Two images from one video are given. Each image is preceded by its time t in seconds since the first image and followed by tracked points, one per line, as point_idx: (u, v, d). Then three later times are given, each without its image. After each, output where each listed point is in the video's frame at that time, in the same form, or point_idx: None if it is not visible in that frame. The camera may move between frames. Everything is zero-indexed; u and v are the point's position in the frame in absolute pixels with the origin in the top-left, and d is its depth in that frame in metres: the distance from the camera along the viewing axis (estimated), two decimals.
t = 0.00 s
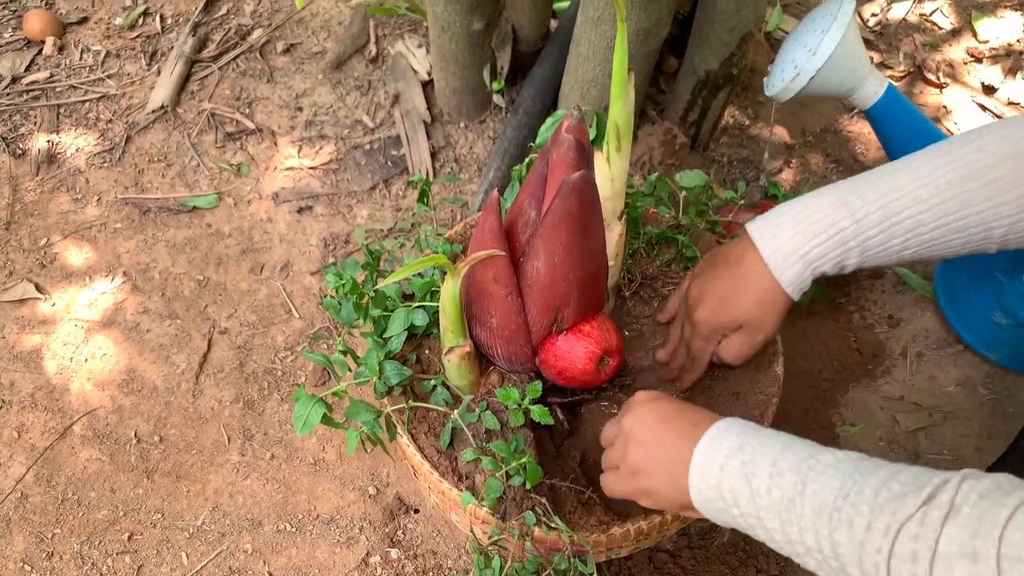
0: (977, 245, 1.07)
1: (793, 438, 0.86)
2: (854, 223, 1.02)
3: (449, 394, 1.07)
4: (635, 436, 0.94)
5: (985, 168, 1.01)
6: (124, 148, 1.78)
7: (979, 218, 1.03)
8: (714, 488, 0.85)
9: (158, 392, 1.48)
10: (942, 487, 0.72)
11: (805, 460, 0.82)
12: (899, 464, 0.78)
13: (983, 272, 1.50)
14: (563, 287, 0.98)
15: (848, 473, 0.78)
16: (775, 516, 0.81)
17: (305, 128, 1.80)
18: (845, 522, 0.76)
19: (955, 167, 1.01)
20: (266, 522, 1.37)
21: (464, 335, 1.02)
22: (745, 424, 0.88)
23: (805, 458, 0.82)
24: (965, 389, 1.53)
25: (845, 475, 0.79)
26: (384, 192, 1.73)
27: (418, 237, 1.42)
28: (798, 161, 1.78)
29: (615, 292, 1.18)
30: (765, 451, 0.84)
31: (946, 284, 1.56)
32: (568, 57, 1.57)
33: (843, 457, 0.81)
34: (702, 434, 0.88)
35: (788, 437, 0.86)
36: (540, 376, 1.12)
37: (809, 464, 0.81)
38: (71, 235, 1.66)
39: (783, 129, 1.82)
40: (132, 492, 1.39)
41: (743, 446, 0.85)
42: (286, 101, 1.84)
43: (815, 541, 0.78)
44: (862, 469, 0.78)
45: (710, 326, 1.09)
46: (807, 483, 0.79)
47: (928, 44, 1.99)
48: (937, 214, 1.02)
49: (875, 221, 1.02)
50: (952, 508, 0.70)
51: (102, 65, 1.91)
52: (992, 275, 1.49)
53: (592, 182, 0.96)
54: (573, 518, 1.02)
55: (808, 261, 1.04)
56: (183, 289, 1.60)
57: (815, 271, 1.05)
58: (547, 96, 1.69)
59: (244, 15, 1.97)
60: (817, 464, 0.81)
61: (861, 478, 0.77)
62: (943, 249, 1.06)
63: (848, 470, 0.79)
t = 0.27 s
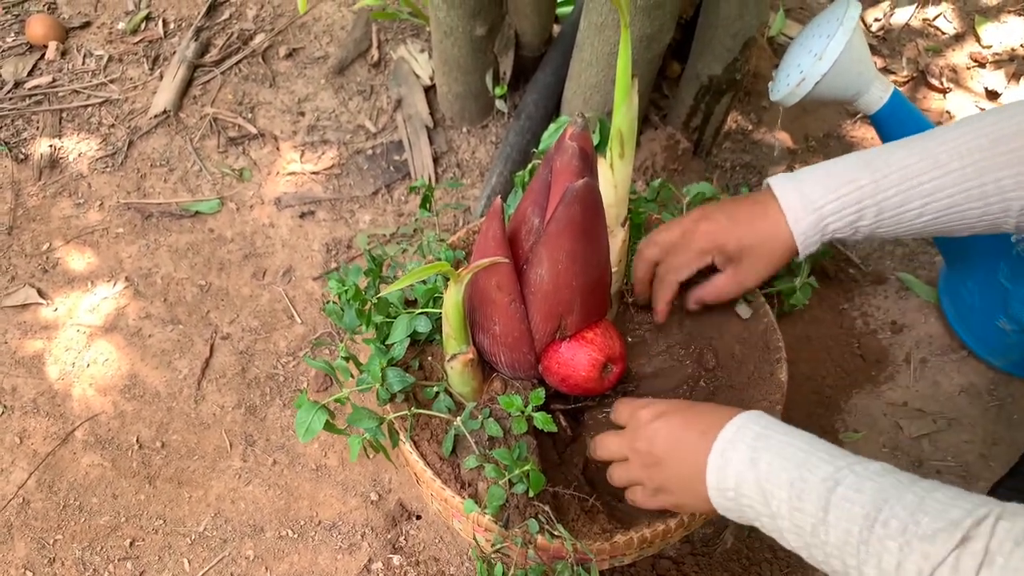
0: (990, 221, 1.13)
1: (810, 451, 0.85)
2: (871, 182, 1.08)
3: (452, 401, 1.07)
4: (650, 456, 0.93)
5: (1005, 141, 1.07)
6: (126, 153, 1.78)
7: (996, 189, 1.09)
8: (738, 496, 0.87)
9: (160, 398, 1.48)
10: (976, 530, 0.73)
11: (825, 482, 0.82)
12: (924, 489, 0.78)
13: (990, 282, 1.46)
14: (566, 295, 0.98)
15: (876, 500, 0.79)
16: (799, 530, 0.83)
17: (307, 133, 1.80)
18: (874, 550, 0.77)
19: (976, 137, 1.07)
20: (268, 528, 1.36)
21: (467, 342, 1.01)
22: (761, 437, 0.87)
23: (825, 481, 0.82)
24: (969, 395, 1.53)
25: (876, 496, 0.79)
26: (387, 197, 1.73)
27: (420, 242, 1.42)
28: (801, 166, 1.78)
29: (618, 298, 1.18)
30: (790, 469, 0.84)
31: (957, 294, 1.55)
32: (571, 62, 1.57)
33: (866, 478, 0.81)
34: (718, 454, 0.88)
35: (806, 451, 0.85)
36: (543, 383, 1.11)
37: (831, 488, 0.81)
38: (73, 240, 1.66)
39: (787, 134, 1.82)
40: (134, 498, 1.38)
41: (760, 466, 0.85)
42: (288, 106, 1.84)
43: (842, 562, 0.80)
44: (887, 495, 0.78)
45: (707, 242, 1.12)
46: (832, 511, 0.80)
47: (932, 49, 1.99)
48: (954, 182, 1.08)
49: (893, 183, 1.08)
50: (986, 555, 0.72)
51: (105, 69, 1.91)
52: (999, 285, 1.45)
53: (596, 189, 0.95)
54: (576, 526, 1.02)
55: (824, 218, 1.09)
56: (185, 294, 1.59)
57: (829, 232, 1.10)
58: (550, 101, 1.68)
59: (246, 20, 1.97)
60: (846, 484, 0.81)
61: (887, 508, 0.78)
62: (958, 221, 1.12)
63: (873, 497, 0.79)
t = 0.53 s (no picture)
0: None
1: (817, 462, 0.83)
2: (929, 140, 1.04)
3: (453, 404, 1.07)
4: (652, 460, 0.93)
5: None
6: (128, 155, 1.79)
7: None
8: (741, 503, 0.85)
9: (162, 400, 1.49)
10: (984, 557, 0.73)
11: (831, 498, 0.80)
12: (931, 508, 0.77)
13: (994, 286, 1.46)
14: (567, 298, 0.98)
15: (883, 519, 0.77)
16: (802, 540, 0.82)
17: (308, 135, 1.81)
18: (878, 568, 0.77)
19: None
20: (270, 530, 1.37)
21: (468, 345, 1.02)
22: (766, 447, 0.85)
23: (832, 498, 0.80)
24: (970, 397, 1.53)
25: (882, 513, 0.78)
26: (388, 199, 1.73)
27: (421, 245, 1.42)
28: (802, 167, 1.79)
29: (618, 301, 1.18)
30: (795, 481, 0.82)
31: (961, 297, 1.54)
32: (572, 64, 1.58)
33: (874, 495, 0.79)
34: (720, 463, 0.86)
35: (812, 463, 0.83)
36: (544, 386, 1.12)
37: (837, 505, 0.80)
38: (75, 243, 1.67)
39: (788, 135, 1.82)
40: (137, 500, 1.39)
41: (764, 477, 0.83)
42: (289, 108, 1.84)
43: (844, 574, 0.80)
44: (895, 515, 0.77)
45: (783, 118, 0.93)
46: (838, 530, 0.79)
47: (933, 50, 1.98)
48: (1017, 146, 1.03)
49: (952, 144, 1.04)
50: None
51: (107, 72, 1.91)
52: (1003, 288, 1.45)
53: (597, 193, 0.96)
54: (577, 529, 1.02)
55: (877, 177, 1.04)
56: (187, 297, 1.60)
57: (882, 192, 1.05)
58: (551, 103, 1.69)
59: (248, 22, 1.98)
60: (853, 500, 0.79)
61: (895, 529, 0.77)
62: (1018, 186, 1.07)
63: (881, 516, 0.78)
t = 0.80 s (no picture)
0: None
1: (811, 470, 0.82)
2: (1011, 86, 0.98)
3: (454, 404, 1.07)
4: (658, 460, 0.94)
5: None
6: (130, 156, 1.79)
7: None
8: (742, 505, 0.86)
9: (164, 400, 1.49)
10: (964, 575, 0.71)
11: (821, 508, 0.79)
12: (919, 523, 0.76)
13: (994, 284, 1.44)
14: (568, 297, 0.98)
15: (870, 531, 0.76)
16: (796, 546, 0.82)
17: (310, 135, 1.80)
18: None
19: None
20: (272, 530, 1.36)
21: (469, 345, 1.01)
22: (763, 455, 0.85)
23: (823, 508, 0.79)
24: (974, 395, 1.52)
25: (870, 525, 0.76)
26: (389, 199, 1.73)
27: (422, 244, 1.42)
28: (805, 165, 1.79)
29: (620, 300, 1.18)
30: (790, 488, 0.82)
31: (964, 298, 1.53)
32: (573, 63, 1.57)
33: (863, 506, 0.78)
34: (722, 467, 0.87)
35: (806, 472, 0.82)
36: (545, 385, 1.11)
37: (827, 515, 0.79)
38: (77, 244, 1.67)
39: (790, 133, 1.82)
40: (138, 501, 1.39)
41: (761, 483, 0.84)
42: (290, 108, 1.84)
43: None
44: (882, 527, 0.76)
45: None
46: (826, 540, 0.78)
47: (936, 46, 1.98)
48: None
49: None
50: None
51: (108, 73, 1.92)
52: (1003, 286, 1.42)
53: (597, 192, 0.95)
54: (579, 529, 1.01)
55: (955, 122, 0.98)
56: (189, 297, 1.60)
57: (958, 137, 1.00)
58: (552, 102, 1.68)
59: (249, 22, 1.98)
60: (843, 511, 0.78)
61: (880, 542, 0.75)
62: None
63: (868, 528, 0.76)
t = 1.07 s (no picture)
0: None
1: (784, 441, 0.86)
2: None
3: (454, 402, 1.06)
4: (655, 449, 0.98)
5: None
6: (129, 153, 1.78)
7: None
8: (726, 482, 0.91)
9: (164, 398, 1.48)
10: (923, 528, 0.73)
11: (793, 476, 0.83)
12: (884, 484, 0.79)
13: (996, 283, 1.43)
14: (569, 293, 0.97)
15: (836, 493, 0.79)
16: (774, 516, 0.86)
17: (310, 132, 1.80)
18: (834, 541, 0.79)
19: None
20: (272, 528, 1.36)
21: (469, 342, 1.01)
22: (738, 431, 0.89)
23: (793, 476, 0.83)
24: (976, 392, 1.52)
25: (836, 488, 0.80)
26: (390, 196, 1.72)
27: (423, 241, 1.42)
28: (806, 162, 1.78)
29: (621, 297, 1.17)
30: (762, 460, 0.86)
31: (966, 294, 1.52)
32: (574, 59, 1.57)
33: (831, 471, 0.82)
34: (703, 446, 0.92)
35: (778, 442, 0.86)
36: (546, 382, 1.11)
37: (798, 483, 0.83)
38: (76, 241, 1.66)
39: (791, 130, 1.81)
40: (138, 499, 1.39)
41: (737, 457, 0.88)
42: (290, 105, 1.84)
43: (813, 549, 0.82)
44: (848, 490, 0.79)
45: None
46: (799, 506, 0.82)
47: (938, 43, 1.97)
48: None
49: None
50: (928, 554, 0.72)
51: (108, 70, 1.91)
52: (1004, 284, 1.41)
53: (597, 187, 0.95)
54: (580, 526, 1.01)
55: None
56: (189, 295, 1.59)
57: None
58: (552, 99, 1.67)
59: (249, 19, 1.97)
60: (813, 476, 0.82)
61: (847, 503, 0.78)
62: None
63: (835, 490, 0.80)
